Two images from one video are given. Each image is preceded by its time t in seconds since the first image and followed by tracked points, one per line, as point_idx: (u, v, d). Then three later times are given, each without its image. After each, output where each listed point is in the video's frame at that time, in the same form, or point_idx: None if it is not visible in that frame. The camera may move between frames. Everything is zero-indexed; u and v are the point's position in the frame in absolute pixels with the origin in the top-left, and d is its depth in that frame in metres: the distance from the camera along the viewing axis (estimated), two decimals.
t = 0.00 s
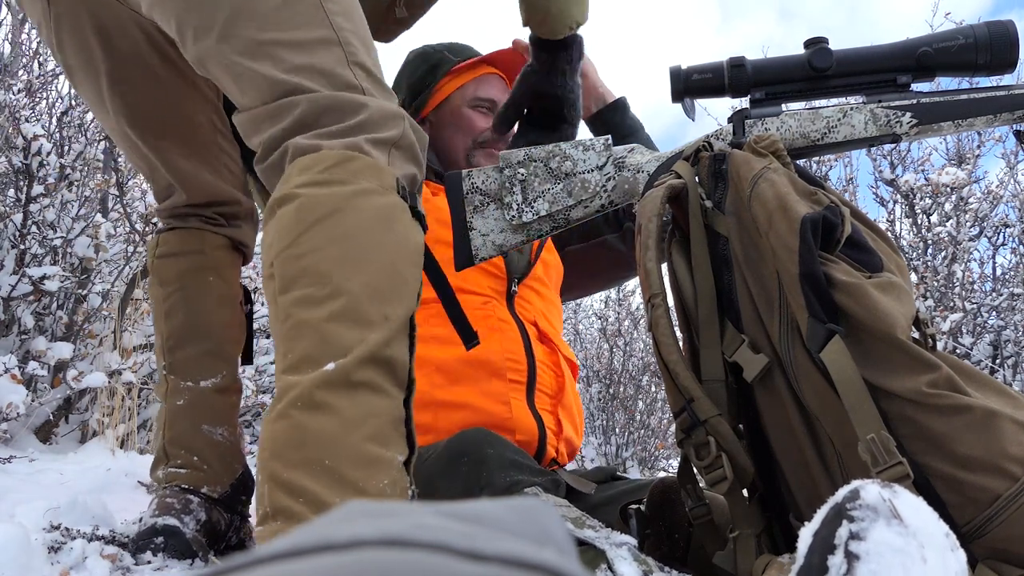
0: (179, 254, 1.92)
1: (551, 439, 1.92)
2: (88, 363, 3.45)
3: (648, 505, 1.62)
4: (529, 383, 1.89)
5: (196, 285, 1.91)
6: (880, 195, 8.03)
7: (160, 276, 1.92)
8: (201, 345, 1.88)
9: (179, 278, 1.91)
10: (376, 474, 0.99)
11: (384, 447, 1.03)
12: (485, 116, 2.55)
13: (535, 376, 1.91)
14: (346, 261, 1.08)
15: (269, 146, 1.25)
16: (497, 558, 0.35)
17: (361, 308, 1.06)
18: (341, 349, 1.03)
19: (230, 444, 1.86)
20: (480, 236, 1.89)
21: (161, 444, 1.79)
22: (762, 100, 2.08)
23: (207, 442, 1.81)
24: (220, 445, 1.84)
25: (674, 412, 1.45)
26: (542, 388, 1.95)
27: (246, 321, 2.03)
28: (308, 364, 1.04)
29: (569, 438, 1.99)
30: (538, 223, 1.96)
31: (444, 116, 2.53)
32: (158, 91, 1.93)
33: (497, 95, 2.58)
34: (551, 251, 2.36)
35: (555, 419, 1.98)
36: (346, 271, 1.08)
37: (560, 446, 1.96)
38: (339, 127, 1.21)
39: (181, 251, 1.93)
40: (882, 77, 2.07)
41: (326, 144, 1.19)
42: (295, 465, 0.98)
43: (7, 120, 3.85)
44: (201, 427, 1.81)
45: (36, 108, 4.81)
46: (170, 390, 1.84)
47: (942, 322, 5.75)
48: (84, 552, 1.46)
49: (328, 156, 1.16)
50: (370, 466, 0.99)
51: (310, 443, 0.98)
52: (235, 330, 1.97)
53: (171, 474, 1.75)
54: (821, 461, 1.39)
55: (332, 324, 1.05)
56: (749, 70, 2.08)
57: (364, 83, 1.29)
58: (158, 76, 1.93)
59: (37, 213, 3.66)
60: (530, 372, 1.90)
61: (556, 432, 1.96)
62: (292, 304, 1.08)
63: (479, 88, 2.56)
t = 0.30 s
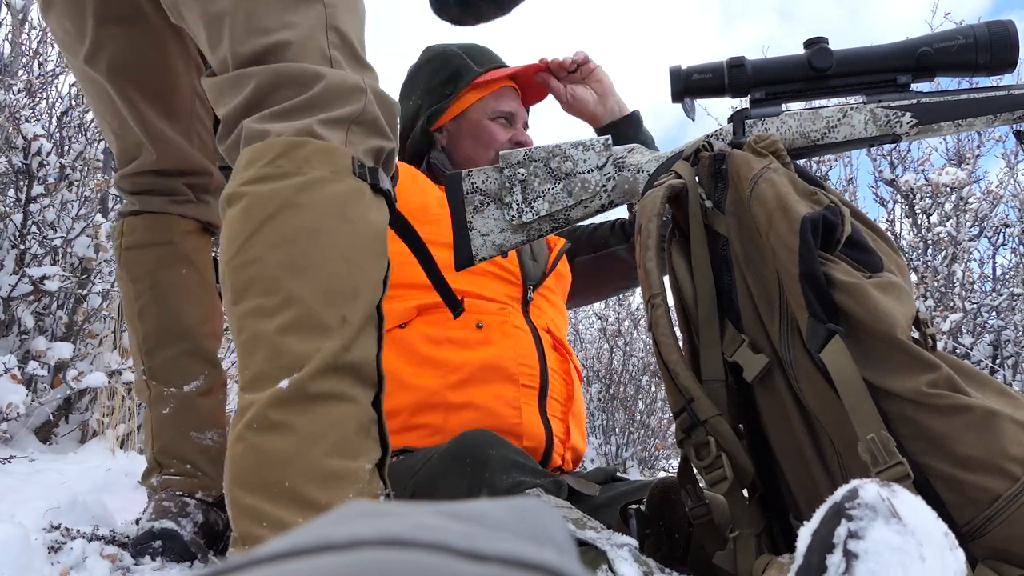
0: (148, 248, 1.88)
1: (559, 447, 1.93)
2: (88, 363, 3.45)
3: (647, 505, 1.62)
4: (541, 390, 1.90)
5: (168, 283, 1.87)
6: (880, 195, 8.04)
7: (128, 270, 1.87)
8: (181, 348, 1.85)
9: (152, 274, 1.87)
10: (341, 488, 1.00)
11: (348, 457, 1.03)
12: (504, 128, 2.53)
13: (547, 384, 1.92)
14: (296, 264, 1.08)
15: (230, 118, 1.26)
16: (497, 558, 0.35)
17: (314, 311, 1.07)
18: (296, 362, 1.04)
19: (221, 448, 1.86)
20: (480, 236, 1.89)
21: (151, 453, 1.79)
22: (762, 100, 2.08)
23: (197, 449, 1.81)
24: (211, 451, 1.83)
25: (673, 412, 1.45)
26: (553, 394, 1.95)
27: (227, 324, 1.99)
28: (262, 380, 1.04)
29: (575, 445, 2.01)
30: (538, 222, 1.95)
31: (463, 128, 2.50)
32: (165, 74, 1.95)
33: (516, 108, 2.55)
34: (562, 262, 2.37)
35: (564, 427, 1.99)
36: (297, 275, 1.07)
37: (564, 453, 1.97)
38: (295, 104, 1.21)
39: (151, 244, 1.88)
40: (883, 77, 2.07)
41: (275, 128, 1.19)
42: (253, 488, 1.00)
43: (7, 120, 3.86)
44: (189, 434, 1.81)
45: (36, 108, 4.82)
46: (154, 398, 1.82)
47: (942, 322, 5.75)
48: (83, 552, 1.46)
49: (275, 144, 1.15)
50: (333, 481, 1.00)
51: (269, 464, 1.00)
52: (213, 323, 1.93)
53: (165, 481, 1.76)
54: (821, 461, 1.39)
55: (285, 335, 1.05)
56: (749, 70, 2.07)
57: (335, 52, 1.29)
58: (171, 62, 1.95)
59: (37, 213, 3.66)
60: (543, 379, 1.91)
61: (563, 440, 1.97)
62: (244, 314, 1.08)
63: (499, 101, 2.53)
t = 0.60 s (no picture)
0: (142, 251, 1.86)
1: (563, 452, 1.92)
2: (88, 363, 3.45)
3: (647, 505, 1.61)
4: (544, 394, 1.90)
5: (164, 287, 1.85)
6: (879, 195, 8.04)
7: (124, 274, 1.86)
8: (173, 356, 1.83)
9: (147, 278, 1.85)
10: (329, 493, 1.16)
11: (330, 460, 1.18)
12: (506, 123, 2.50)
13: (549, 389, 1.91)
14: (258, 268, 1.19)
15: (180, 91, 1.35)
16: (498, 558, 0.35)
17: (281, 308, 1.19)
18: (273, 372, 1.18)
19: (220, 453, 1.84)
20: (480, 237, 1.89)
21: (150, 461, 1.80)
22: (762, 100, 2.08)
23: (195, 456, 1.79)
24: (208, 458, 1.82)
25: (673, 412, 1.45)
26: (556, 399, 1.95)
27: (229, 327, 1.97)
28: (242, 393, 1.18)
29: (579, 449, 2.00)
30: (538, 223, 1.95)
31: (464, 123, 2.46)
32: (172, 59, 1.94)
33: (516, 102, 2.53)
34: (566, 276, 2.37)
35: (568, 432, 1.98)
36: (259, 281, 1.19)
37: (569, 460, 1.96)
38: (243, 89, 1.31)
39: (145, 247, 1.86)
40: (883, 77, 2.07)
41: (223, 112, 1.29)
42: (243, 505, 1.15)
43: (7, 120, 3.87)
44: (188, 443, 1.79)
45: (36, 108, 4.82)
46: (153, 406, 1.81)
47: (942, 322, 5.75)
48: (83, 552, 1.46)
49: (228, 136, 1.25)
50: (321, 488, 1.16)
51: (258, 477, 1.15)
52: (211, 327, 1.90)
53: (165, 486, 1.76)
54: (821, 461, 1.39)
55: (257, 343, 1.18)
56: (749, 70, 2.07)
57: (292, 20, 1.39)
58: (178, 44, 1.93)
59: (36, 213, 3.67)
60: (546, 384, 1.90)
61: (568, 445, 1.96)
62: (214, 323, 1.20)
63: (499, 94, 2.50)
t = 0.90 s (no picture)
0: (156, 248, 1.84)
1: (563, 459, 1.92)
2: (88, 363, 3.45)
3: (647, 505, 1.61)
4: (547, 405, 1.89)
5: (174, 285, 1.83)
6: (879, 195, 8.04)
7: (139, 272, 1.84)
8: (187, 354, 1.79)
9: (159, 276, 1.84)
10: (326, 496, 1.16)
11: (326, 464, 1.18)
12: (503, 105, 2.47)
13: (550, 397, 1.90)
14: (239, 267, 1.20)
15: (156, 83, 1.37)
16: (497, 558, 0.35)
17: (264, 307, 1.19)
18: (260, 374, 1.17)
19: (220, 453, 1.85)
20: (480, 236, 1.90)
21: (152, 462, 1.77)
22: (762, 100, 2.08)
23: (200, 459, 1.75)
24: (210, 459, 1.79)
25: (673, 412, 1.45)
26: (557, 407, 1.94)
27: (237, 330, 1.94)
28: (233, 398, 1.18)
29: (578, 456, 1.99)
30: (538, 223, 1.95)
31: (461, 106, 2.41)
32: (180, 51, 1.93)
33: (511, 84, 2.50)
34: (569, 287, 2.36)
35: (569, 439, 1.97)
36: (241, 281, 1.20)
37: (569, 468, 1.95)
38: (219, 85, 1.31)
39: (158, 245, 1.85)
40: (882, 77, 2.07)
41: (198, 107, 1.29)
42: (239, 512, 1.15)
43: (7, 120, 3.88)
44: (190, 444, 1.76)
45: (36, 108, 4.82)
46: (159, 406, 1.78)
47: (942, 322, 5.75)
48: (83, 553, 1.46)
49: (202, 135, 1.26)
50: (318, 491, 1.16)
51: (253, 483, 1.14)
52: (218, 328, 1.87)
53: (166, 486, 1.73)
54: (821, 461, 1.40)
55: (242, 346, 1.18)
56: (749, 70, 2.07)
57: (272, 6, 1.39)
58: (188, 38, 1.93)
59: (36, 213, 3.67)
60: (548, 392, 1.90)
61: (568, 453, 1.96)
62: (200, 327, 1.21)
63: (495, 77, 2.47)
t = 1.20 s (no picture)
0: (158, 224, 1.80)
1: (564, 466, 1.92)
2: (88, 363, 3.45)
3: (647, 505, 1.62)
4: (551, 413, 1.90)
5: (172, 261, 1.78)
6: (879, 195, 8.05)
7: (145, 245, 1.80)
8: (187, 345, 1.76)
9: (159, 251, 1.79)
10: (327, 498, 1.16)
11: (328, 465, 1.18)
12: (509, 97, 2.46)
13: (553, 405, 1.91)
14: (239, 268, 1.20)
15: (154, 80, 1.38)
16: (498, 558, 0.35)
17: (264, 308, 1.20)
18: (261, 375, 1.18)
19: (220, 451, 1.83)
20: (481, 237, 1.90)
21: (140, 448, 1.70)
22: (762, 101, 2.08)
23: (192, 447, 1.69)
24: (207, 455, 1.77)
25: (674, 412, 1.45)
26: (560, 414, 1.94)
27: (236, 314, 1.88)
28: (234, 400, 1.18)
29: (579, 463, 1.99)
30: (538, 223, 1.95)
31: (467, 99, 2.41)
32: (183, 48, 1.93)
33: (518, 75, 2.49)
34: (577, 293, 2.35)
35: (571, 445, 1.97)
36: (240, 281, 1.20)
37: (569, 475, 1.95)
38: (214, 86, 1.32)
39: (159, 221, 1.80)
40: (882, 77, 2.07)
41: (195, 108, 1.31)
42: (240, 513, 1.15)
43: (7, 120, 3.88)
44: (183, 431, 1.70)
45: (36, 108, 4.83)
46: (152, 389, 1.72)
47: (942, 322, 5.76)
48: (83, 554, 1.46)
49: (202, 136, 1.26)
50: (319, 492, 1.16)
51: (253, 483, 1.14)
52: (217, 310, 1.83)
53: (155, 478, 1.67)
54: (821, 461, 1.40)
55: (242, 347, 1.19)
56: (749, 70, 2.07)
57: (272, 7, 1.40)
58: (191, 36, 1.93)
59: (37, 213, 3.68)
60: (552, 400, 1.91)
61: (569, 460, 1.95)
62: (199, 328, 1.21)
63: (500, 67, 2.46)
